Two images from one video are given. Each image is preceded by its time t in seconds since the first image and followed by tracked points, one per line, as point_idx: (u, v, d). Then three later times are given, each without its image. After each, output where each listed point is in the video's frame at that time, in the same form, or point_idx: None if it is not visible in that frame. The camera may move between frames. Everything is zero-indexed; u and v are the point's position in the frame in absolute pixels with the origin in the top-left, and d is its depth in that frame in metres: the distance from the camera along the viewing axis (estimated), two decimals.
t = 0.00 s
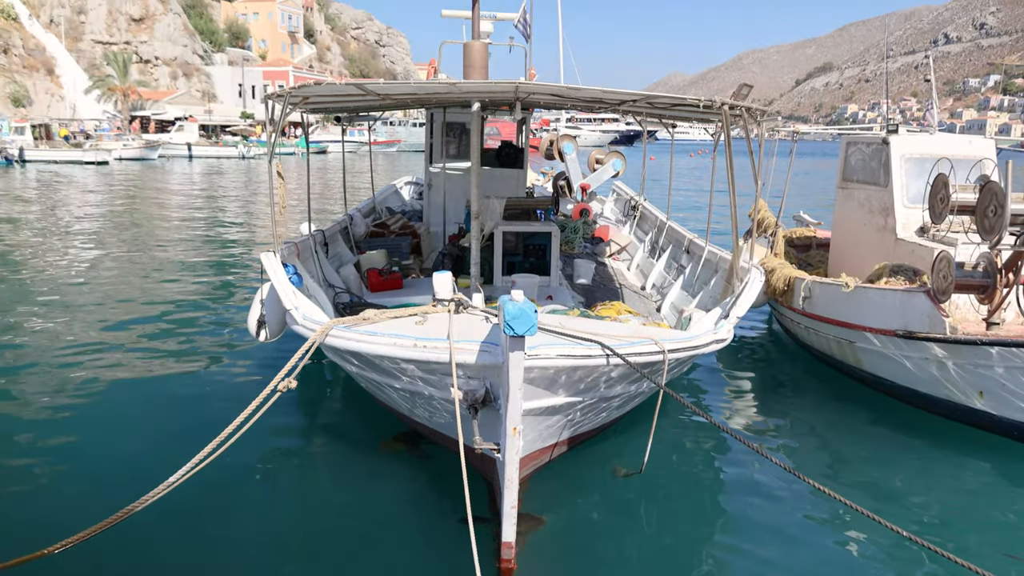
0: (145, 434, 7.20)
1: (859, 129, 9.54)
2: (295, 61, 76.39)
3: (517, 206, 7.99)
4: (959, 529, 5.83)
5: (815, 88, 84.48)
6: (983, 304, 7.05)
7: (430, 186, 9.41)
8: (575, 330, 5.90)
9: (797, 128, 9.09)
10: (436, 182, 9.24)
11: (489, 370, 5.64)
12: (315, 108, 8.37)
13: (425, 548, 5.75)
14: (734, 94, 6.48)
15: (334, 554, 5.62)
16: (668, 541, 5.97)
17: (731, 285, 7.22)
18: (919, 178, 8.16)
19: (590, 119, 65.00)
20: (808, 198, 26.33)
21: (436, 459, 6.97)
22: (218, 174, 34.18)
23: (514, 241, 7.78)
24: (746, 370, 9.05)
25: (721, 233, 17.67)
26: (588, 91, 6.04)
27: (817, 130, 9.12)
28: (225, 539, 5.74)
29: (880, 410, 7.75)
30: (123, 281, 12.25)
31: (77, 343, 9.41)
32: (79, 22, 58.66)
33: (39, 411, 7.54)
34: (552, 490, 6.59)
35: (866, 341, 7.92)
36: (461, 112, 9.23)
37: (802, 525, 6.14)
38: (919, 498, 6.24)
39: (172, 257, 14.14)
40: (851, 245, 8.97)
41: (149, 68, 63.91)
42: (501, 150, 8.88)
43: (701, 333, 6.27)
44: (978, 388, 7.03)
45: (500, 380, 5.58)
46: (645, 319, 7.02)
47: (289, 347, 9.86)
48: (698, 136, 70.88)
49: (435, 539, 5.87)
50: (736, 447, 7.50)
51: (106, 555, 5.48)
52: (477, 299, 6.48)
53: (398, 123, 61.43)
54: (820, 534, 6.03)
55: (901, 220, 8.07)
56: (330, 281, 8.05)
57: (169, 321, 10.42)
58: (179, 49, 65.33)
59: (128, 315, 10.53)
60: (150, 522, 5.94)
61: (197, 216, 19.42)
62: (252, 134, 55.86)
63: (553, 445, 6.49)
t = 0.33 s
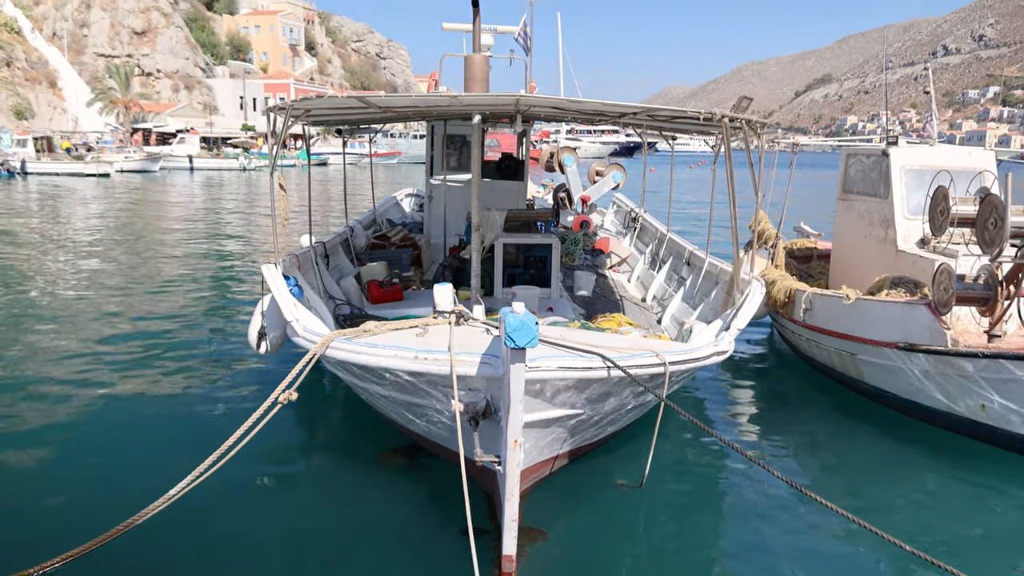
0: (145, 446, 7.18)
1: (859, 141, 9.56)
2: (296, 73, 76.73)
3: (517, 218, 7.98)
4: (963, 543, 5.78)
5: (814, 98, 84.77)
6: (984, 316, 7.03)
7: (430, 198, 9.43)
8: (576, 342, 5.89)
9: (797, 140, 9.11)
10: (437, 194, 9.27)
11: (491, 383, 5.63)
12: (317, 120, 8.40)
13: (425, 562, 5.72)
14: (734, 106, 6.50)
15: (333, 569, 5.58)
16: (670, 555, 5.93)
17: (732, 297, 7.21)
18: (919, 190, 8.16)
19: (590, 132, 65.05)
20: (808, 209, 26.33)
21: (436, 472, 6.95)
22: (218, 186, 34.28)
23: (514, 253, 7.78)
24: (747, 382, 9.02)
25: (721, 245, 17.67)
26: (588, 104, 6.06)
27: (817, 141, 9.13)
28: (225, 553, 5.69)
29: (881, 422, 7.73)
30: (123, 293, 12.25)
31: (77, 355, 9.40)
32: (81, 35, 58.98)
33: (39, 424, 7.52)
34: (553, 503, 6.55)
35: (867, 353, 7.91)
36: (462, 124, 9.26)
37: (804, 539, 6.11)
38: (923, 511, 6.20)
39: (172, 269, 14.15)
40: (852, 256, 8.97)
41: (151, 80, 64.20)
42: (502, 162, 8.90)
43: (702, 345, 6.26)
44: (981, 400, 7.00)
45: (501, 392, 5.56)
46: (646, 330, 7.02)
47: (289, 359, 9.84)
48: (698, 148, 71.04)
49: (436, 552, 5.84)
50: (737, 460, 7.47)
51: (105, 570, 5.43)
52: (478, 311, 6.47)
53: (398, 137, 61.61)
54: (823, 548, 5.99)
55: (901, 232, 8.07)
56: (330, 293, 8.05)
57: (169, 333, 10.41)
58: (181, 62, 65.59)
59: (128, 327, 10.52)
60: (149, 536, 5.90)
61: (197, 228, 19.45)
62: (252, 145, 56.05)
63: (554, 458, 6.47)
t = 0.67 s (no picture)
0: (145, 459, 7.15)
1: (858, 153, 9.57)
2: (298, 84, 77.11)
3: (518, 229, 8.01)
4: (969, 557, 5.74)
5: (814, 109, 85.05)
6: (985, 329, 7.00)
7: (431, 210, 9.47)
8: (576, 355, 5.87)
9: (797, 152, 9.12)
10: (438, 206, 9.31)
11: (492, 395, 5.61)
12: (318, 133, 8.42)
13: None
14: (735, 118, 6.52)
15: None
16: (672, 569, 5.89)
17: (733, 309, 7.21)
18: (920, 202, 8.17)
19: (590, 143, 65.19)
20: (808, 221, 26.34)
21: (436, 485, 6.93)
22: (220, 198, 34.36)
23: (515, 265, 7.80)
24: (749, 394, 9.00)
25: (722, 257, 17.68)
26: (589, 116, 6.07)
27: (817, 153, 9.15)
28: (225, 569, 5.64)
29: (883, 435, 7.71)
30: (123, 306, 12.24)
31: (78, 367, 9.39)
32: (84, 48, 59.27)
33: (39, 436, 7.49)
34: (555, 516, 6.53)
35: (869, 365, 7.89)
36: (463, 137, 9.30)
37: (808, 553, 6.06)
38: (927, 525, 6.16)
39: (173, 281, 14.15)
40: (853, 268, 8.97)
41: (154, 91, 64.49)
42: (503, 174, 8.94)
43: (703, 357, 6.25)
44: (984, 413, 6.96)
45: (502, 404, 5.55)
46: (647, 343, 7.01)
47: (289, 371, 9.83)
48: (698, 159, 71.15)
49: (436, 568, 5.80)
50: (739, 475, 7.44)
51: None
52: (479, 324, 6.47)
53: (399, 148, 61.79)
54: (827, 562, 5.94)
55: (902, 244, 8.08)
56: (332, 305, 8.04)
57: (170, 345, 10.40)
58: (183, 75, 65.83)
59: (128, 340, 10.50)
60: (149, 551, 5.85)
61: (198, 240, 19.47)
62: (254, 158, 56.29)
63: (555, 471, 6.45)
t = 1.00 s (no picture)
0: (146, 471, 7.11)
1: (859, 165, 9.58)
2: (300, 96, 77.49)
3: (520, 241, 8.04)
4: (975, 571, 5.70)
5: (814, 120, 85.30)
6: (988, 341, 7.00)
7: (433, 222, 9.49)
8: (578, 368, 5.86)
9: (797, 164, 9.14)
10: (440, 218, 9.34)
11: (493, 408, 5.60)
12: (321, 145, 8.45)
13: None
14: (736, 131, 6.55)
15: None
16: None
17: (734, 321, 7.20)
18: (921, 215, 8.19)
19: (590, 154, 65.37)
20: (809, 233, 26.38)
21: (437, 498, 6.90)
22: (221, 209, 34.44)
23: (517, 276, 7.80)
24: (751, 407, 8.98)
25: (723, 269, 17.70)
26: (591, 129, 6.09)
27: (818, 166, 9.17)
28: None
29: (886, 448, 7.69)
30: (124, 318, 12.24)
31: (78, 380, 9.37)
32: (87, 61, 59.57)
33: (39, 449, 7.45)
34: (557, 529, 6.50)
35: (871, 378, 7.88)
36: (464, 149, 9.34)
37: (812, 567, 6.03)
38: (933, 538, 6.13)
39: (173, 293, 14.15)
40: (854, 280, 8.97)
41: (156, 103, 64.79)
42: (504, 186, 8.96)
43: (705, 369, 6.23)
44: (987, 426, 6.93)
45: (503, 417, 5.54)
46: (649, 355, 7.00)
47: (290, 383, 9.82)
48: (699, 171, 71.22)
49: None
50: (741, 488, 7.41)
51: None
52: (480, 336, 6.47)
53: (400, 159, 62.00)
54: None
55: (903, 256, 8.09)
56: (334, 317, 8.05)
57: (171, 357, 10.38)
58: (185, 88, 66.07)
59: (129, 352, 10.48)
60: (151, 566, 5.80)
61: (199, 252, 19.49)
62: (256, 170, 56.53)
63: (556, 484, 6.43)
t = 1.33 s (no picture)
0: (148, 485, 7.07)
1: (860, 177, 9.58)
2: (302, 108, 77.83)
3: (522, 253, 8.05)
4: None
5: (815, 130, 85.51)
6: (991, 354, 6.96)
7: (434, 235, 9.51)
8: (579, 380, 5.85)
9: (798, 176, 9.15)
10: (441, 230, 9.37)
11: (494, 421, 5.57)
12: (323, 159, 8.47)
13: None
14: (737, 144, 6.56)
15: None
16: None
17: (736, 333, 7.19)
18: (922, 227, 8.19)
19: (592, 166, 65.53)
20: (811, 245, 26.37)
21: (439, 511, 6.87)
22: (223, 221, 34.56)
23: (518, 288, 7.79)
24: (754, 419, 8.95)
25: (725, 282, 17.71)
26: (592, 142, 6.10)
27: (819, 178, 9.17)
28: None
29: (890, 461, 7.66)
30: (126, 330, 12.23)
31: (80, 392, 9.36)
32: (91, 73, 59.92)
33: (40, 462, 7.42)
34: (559, 542, 6.46)
35: (873, 391, 7.85)
36: (466, 162, 9.38)
37: None
38: (939, 552, 6.08)
39: (175, 305, 14.17)
40: (856, 292, 8.96)
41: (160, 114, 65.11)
42: (506, 198, 8.99)
43: (707, 382, 6.21)
44: (991, 439, 6.90)
45: (504, 430, 5.51)
46: (651, 367, 6.99)
47: (292, 395, 9.80)
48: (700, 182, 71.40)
49: None
50: (746, 501, 7.36)
51: None
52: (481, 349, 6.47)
53: (403, 171, 62.23)
54: None
55: (905, 269, 8.09)
56: (335, 329, 8.04)
57: (173, 369, 10.38)
58: (188, 99, 66.34)
59: (130, 365, 10.47)
60: None
61: (201, 264, 19.52)
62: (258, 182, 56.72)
63: (558, 497, 6.40)
